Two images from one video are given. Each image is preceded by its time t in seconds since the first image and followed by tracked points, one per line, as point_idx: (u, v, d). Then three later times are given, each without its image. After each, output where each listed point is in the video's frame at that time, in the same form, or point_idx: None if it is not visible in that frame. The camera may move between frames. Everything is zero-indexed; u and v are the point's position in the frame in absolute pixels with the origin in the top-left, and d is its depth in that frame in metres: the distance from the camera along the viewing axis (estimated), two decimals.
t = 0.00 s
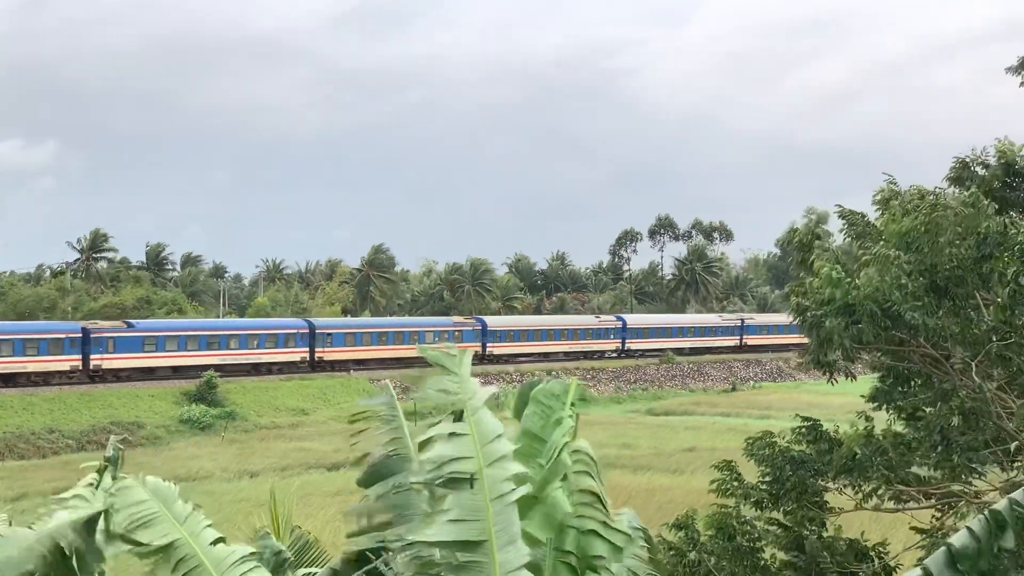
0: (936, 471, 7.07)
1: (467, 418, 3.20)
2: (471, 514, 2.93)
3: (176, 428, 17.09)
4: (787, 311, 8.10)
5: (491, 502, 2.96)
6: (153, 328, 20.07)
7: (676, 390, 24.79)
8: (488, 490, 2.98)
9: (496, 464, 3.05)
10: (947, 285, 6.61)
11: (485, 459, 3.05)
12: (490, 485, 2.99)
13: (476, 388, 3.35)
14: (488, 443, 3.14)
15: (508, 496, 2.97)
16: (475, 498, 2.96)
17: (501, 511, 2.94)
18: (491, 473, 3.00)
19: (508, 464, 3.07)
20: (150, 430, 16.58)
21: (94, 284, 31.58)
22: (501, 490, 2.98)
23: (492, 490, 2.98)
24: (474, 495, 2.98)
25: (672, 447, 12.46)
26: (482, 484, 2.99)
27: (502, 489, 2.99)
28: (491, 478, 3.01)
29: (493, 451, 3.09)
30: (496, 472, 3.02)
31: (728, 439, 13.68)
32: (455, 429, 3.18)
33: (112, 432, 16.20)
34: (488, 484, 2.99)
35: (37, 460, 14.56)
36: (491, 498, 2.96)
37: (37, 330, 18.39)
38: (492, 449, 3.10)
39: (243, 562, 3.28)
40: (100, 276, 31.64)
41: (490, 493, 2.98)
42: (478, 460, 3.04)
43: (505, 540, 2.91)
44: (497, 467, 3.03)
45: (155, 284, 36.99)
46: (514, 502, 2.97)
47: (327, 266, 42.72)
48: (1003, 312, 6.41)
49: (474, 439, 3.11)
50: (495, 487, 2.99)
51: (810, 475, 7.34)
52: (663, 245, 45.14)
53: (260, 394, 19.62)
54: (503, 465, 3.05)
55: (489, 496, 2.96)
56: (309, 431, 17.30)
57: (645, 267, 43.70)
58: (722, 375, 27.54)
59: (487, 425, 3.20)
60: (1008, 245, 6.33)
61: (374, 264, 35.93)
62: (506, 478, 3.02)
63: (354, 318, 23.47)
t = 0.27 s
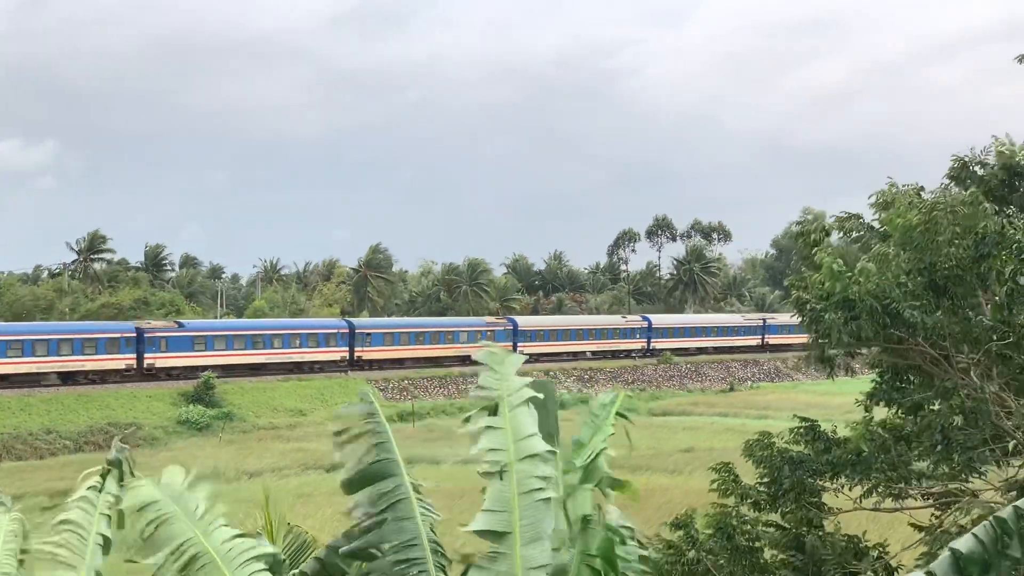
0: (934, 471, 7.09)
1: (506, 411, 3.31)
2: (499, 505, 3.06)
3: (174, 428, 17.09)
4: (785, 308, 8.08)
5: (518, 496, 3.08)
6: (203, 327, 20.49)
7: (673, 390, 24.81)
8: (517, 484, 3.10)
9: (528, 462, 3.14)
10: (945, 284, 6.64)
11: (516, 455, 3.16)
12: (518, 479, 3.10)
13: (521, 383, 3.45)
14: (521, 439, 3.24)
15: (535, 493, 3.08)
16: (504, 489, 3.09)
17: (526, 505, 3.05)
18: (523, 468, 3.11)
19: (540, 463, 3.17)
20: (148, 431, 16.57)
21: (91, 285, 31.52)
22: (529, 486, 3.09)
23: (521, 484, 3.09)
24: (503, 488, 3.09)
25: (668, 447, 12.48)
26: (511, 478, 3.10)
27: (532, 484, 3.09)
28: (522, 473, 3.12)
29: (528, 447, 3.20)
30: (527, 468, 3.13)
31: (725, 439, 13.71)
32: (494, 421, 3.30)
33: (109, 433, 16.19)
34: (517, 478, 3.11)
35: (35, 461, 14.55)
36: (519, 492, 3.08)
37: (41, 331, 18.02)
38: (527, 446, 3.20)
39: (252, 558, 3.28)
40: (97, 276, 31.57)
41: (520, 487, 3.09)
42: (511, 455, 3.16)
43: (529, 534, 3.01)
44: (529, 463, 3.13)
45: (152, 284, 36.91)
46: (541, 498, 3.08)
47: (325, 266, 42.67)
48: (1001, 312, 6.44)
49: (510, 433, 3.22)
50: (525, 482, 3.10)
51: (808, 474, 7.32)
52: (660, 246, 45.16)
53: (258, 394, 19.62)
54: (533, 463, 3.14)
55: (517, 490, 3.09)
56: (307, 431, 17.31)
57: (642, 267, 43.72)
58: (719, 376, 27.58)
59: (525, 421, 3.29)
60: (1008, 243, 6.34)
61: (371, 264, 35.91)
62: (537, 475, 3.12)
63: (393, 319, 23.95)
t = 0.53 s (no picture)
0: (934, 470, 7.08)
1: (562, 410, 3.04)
2: (547, 507, 2.77)
3: (173, 429, 17.07)
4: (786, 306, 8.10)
5: (567, 498, 2.78)
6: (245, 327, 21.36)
7: (672, 390, 24.81)
8: (567, 485, 2.80)
9: (578, 462, 2.85)
10: (941, 285, 6.59)
11: (570, 455, 2.86)
12: (569, 480, 2.81)
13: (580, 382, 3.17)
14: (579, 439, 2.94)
15: (585, 495, 2.77)
16: (555, 489, 2.81)
17: (577, 509, 2.75)
18: (572, 468, 2.82)
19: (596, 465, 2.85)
20: (146, 431, 16.54)
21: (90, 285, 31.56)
22: (579, 488, 2.79)
23: (571, 485, 2.79)
24: (554, 488, 2.81)
25: (669, 447, 12.45)
26: (562, 478, 2.82)
27: (582, 487, 2.79)
28: (573, 474, 2.82)
29: (581, 447, 2.89)
30: (578, 469, 2.83)
31: (724, 439, 13.70)
32: (550, 418, 3.03)
33: (108, 433, 16.17)
34: (568, 478, 2.82)
35: (33, 462, 14.54)
36: (568, 494, 2.78)
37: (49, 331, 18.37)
38: (578, 446, 2.90)
39: None
40: (96, 276, 31.60)
41: (569, 489, 2.79)
42: (564, 454, 2.87)
43: (574, 539, 2.69)
44: (580, 465, 2.83)
45: (151, 284, 36.95)
46: (591, 502, 2.76)
47: (324, 266, 42.72)
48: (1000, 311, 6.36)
49: (564, 432, 2.94)
50: (575, 484, 2.80)
51: (805, 472, 7.35)
52: (659, 246, 45.15)
53: (257, 394, 19.59)
54: (587, 465, 2.83)
55: (565, 492, 2.79)
56: (306, 432, 17.27)
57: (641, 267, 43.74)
58: (718, 376, 27.57)
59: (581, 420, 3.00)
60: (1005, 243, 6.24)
61: (370, 264, 35.90)
62: (587, 477, 2.81)
63: (410, 319, 24.26)
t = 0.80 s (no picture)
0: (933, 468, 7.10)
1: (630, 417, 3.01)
2: (599, 507, 2.76)
3: (171, 428, 17.05)
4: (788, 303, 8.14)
5: (617, 504, 2.75)
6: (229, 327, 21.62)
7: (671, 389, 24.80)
8: (621, 491, 2.77)
9: (635, 472, 2.80)
10: (937, 285, 6.60)
11: (630, 461, 2.83)
12: (623, 487, 2.78)
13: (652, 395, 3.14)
14: (642, 447, 2.90)
15: (639, 505, 2.72)
16: (608, 492, 2.79)
17: (623, 514, 2.71)
18: (629, 476, 2.78)
19: (654, 475, 2.80)
20: (145, 431, 16.53)
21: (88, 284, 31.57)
22: (632, 496, 2.74)
23: (624, 492, 2.76)
24: (607, 491, 2.79)
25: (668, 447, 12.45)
26: (617, 482, 2.80)
27: (638, 497, 2.74)
28: (629, 482, 2.78)
29: (642, 456, 2.85)
30: (636, 477, 2.79)
31: (724, 439, 13.69)
32: (615, 427, 3.02)
33: (106, 433, 16.15)
34: (622, 484, 2.79)
35: (31, 461, 14.52)
36: (620, 499, 2.75)
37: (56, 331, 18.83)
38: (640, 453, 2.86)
39: None
40: (95, 276, 31.63)
41: (624, 496, 2.76)
42: (623, 459, 2.85)
43: (619, 547, 2.63)
44: (638, 474, 2.79)
45: (149, 283, 36.96)
46: (645, 512, 2.71)
47: (322, 265, 42.68)
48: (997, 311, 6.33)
49: (627, 440, 2.91)
50: (630, 492, 2.75)
51: (802, 472, 7.34)
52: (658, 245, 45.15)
53: (255, 394, 19.58)
54: (643, 474, 2.79)
55: (617, 496, 2.76)
56: (305, 432, 17.25)
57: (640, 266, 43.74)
58: (717, 375, 27.57)
59: (648, 430, 2.95)
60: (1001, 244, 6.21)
61: (369, 263, 35.90)
62: (645, 486, 2.76)
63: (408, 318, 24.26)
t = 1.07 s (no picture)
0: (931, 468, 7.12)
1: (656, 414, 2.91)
2: (614, 507, 2.70)
3: (170, 427, 17.03)
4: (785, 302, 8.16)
5: (632, 506, 2.69)
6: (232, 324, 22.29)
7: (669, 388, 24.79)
8: (637, 494, 2.70)
9: (653, 474, 2.74)
10: (937, 285, 6.62)
11: (648, 466, 2.74)
12: (639, 488, 2.71)
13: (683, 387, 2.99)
14: (662, 452, 2.78)
15: (652, 507, 2.68)
16: (624, 493, 2.72)
17: (634, 519, 2.66)
18: (645, 477, 2.71)
19: (671, 482, 2.70)
20: (143, 430, 16.51)
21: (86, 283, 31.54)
22: (647, 498, 2.69)
23: (639, 494, 2.69)
24: (622, 492, 2.73)
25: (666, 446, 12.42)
26: (632, 483, 2.72)
27: (652, 498, 2.69)
28: (645, 484, 2.72)
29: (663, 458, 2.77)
30: (652, 479, 2.72)
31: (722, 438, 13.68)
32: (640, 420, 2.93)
33: (104, 432, 16.13)
34: (638, 487, 2.71)
35: (29, 461, 14.50)
36: (634, 500, 2.69)
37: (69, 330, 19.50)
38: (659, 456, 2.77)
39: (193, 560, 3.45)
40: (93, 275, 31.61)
41: (639, 497, 2.70)
42: (641, 463, 2.75)
43: (632, 547, 2.62)
44: (656, 476, 2.72)
45: (147, 282, 36.93)
46: (660, 516, 2.65)
47: (320, 264, 42.67)
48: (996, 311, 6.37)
49: (649, 440, 2.83)
50: (645, 493, 2.70)
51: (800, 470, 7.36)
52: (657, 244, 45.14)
53: (253, 393, 19.56)
54: (659, 479, 2.71)
55: (632, 499, 2.70)
56: (303, 431, 17.23)
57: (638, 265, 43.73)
58: (716, 374, 27.57)
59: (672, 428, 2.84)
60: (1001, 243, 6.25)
61: (367, 262, 35.86)
62: (659, 487, 2.70)
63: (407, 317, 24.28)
